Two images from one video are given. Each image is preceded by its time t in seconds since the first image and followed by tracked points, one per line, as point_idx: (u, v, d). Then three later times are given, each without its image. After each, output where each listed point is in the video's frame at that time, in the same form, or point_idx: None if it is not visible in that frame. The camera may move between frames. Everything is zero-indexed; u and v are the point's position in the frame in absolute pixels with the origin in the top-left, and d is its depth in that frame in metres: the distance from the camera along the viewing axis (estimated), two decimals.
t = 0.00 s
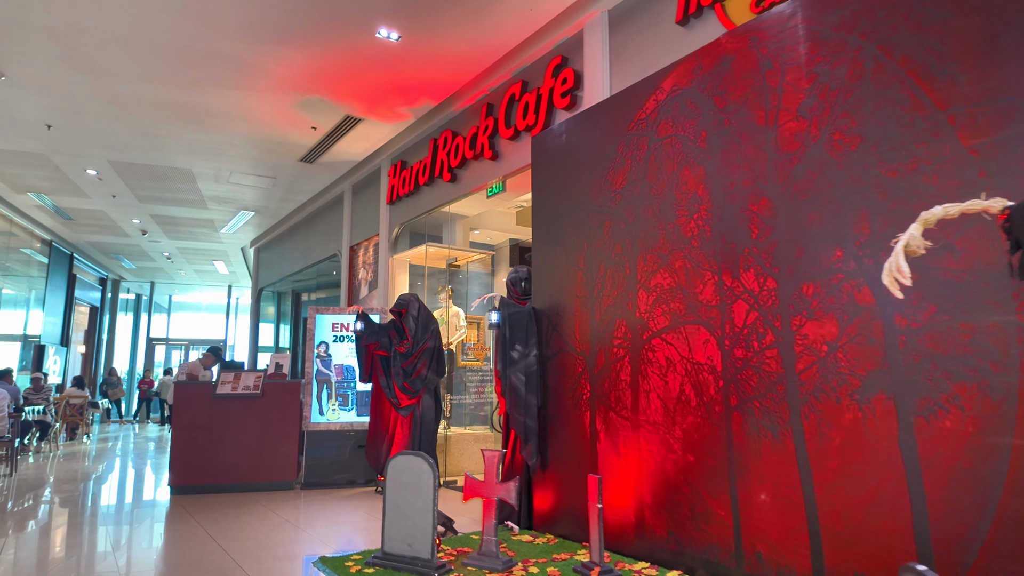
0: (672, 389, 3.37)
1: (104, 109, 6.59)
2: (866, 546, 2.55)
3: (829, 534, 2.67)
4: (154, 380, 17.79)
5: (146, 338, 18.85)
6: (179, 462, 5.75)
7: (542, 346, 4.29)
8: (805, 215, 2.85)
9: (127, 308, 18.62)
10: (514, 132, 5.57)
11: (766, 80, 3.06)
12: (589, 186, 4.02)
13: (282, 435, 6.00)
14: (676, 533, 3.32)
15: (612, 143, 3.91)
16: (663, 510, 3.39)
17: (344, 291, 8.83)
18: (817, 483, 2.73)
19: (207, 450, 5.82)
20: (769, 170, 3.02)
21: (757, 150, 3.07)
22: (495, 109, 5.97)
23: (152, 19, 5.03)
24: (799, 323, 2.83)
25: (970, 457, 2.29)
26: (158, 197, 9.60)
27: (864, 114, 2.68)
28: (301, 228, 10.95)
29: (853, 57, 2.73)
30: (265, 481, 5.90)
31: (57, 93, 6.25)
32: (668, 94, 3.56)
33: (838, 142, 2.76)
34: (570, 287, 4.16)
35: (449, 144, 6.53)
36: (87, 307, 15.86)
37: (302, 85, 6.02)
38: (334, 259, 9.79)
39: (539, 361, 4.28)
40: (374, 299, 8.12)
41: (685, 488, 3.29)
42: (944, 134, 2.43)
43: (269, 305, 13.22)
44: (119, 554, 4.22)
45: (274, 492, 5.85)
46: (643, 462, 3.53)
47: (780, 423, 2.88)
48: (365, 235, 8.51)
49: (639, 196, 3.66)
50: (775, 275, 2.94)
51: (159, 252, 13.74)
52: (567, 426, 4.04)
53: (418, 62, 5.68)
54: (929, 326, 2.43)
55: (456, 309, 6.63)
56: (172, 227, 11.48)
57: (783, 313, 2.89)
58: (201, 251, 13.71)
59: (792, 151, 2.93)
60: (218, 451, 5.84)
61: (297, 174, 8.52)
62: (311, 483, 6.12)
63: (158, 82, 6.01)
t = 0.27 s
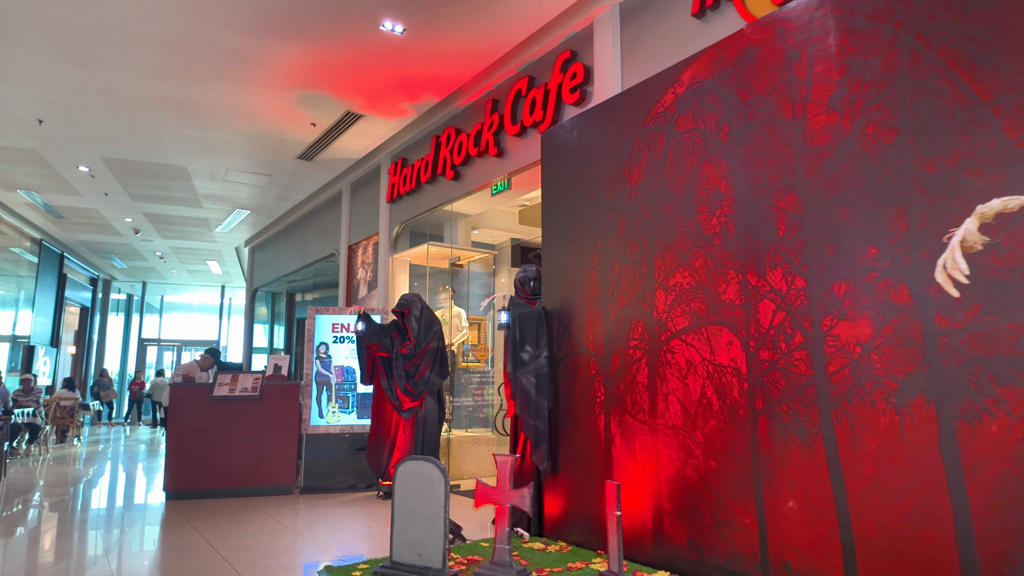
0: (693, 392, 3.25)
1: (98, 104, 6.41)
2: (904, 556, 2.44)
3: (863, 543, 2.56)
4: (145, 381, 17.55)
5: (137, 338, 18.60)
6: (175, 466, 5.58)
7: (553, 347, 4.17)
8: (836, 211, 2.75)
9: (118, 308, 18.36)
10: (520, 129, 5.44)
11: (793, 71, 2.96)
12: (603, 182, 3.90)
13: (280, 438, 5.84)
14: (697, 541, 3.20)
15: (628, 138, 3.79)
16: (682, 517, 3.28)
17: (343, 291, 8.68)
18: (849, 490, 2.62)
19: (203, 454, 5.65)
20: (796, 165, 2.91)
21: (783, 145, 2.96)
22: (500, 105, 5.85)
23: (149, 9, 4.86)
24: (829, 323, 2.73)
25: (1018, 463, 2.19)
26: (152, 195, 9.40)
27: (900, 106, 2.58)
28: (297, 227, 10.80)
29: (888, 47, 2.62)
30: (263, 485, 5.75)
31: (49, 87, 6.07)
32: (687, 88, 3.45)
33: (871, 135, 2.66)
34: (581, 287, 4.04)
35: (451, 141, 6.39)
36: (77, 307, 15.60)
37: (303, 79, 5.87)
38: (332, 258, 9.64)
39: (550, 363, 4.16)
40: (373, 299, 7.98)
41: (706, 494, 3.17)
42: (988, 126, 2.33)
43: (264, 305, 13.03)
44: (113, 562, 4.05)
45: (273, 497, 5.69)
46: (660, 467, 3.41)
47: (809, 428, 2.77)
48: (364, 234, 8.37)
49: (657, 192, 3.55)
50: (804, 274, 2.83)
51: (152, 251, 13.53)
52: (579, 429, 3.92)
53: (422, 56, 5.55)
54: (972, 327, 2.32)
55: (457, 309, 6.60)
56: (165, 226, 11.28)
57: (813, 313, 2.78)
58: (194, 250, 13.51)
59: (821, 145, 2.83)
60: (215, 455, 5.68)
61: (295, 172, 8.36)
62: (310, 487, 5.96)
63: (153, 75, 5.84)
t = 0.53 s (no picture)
0: (713, 392, 3.12)
1: (89, 97, 6.22)
2: (946, 565, 2.32)
3: (900, 551, 2.44)
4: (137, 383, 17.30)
5: (128, 339, 18.33)
6: (169, 470, 5.40)
7: (563, 346, 4.03)
8: (869, 203, 2.62)
9: (109, 309, 18.09)
10: (526, 123, 5.30)
11: (821, 57, 2.83)
12: (616, 175, 3.77)
13: (277, 441, 5.67)
14: (718, 548, 3.06)
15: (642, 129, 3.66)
16: (702, 523, 3.14)
17: (340, 290, 8.51)
18: (885, 494, 2.50)
19: (198, 457, 5.48)
20: (825, 154, 2.79)
21: (811, 134, 2.84)
22: (505, 99, 5.71)
23: None
24: (862, 320, 2.60)
25: None
26: (144, 192, 9.20)
27: (939, 92, 2.46)
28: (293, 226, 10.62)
29: (925, 31, 2.50)
30: (259, 489, 5.57)
31: (38, 79, 5.89)
32: (706, 76, 3.32)
33: (907, 123, 2.54)
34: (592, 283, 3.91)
35: (453, 136, 6.24)
36: (67, 307, 15.34)
37: (302, 71, 5.71)
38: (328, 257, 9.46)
39: (559, 363, 4.01)
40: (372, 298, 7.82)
41: (728, 500, 3.04)
42: None
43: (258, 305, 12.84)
44: (103, 569, 3.87)
45: (270, 502, 5.52)
46: (677, 470, 3.27)
47: (841, 429, 2.64)
48: (362, 232, 8.21)
49: (674, 185, 3.42)
50: (834, 269, 2.71)
51: (144, 250, 13.31)
52: (591, 431, 3.78)
53: (425, 48, 5.40)
54: (1019, 322, 2.20)
55: (456, 309, 6.54)
56: (158, 224, 11.07)
57: (844, 309, 2.66)
58: (187, 250, 13.29)
59: (852, 134, 2.70)
60: (210, 458, 5.50)
61: (292, 168, 8.19)
62: (308, 491, 5.79)
63: (147, 67, 5.67)
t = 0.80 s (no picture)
0: (739, 394, 2.98)
1: (81, 89, 6.03)
2: None
3: (945, 562, 2.29)
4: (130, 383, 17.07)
5: (122, 339, 18.08)
6: (163, 473, 5.21)
7: (575, 346, 3.87)
8: (909, 193, 2.48)
9: (102, 309, 17.85)
10: (533, 115, 5.15)
11: (855, 41, 2.69)
12: (631, 166, 3.62)
13: (276, 443, 5.50)
14: (744, 558, 2.92)
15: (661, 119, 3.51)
16: (727, 531, 2.99)
17: (338, 289, 8.33)
18: (928, 502, 2.36)
19: (193, 460, 5.30)
20: (861, 142, 2.64)
21: (845, 121, 2.69)
22: (510, 92, 5.55)
23: None
24: (902, 317, 2.47)
25: None
26: (138, 188, 9.00)
27: (986, 75, 2.32)
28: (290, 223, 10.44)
29: (971, 10, 2.36)
30: (257, 493, 5.40)
31: (28, 70, 5.70)
32: (729, 63, 3.18)
33: (951, 109, 2.39)
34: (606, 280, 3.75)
35: (456, 130, 6.08)
36: (59, 306, 15.09)
37: (301, 63, 5.54)
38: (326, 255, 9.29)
39: (572, 363, 3.86)
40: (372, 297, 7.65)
41: (756, 507, 2.89)
42: None
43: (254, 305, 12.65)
44: None
45: (269, 506, 5.35)
46: (700, 476, 3.13)
47: (879, 433, 2.50)
48: (361, 229, 8.04)
49: (695, 177, 3.27)
50: (871, 263, 2.57)
51: (138, 248, 13.10)
52: (606, 434, 3.62)
53: (429, 38, 5.23)
54: None
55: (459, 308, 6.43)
56: (152, 221, 10.86)
57: (882, 306, 2.52)
58: (181, 248, 13.08)
59: (890, 121, 2.55)
60: (206, 461, 5.32)
61: (289, 164, 8.01)
62: (307, 495, 5.62)
63: (141, 57, 5.48)
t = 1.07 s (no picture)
0: (769, 397, 2.85)
1: (79, 84, 5.89)
2: None
3: None
4: (128, 385, 16.91)
5: (120, 340, 17.92)
6: (164, 479, 5.07)
7: (592, 347, 3.73)
8: (955, 187, 2.35)
9: (100, 310, 17.70)
10: (544, 111, 5.01)
11: (896, 27, 2.56)
12: (652, 161, 3.49)
13: (279, 447, 5.37)
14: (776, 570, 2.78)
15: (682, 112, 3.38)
16: (756, 541, 2.86)
17: (341, 289, 8.20)
18: (978, 512, 2.23)
19: (194, 464, 5.16)
20: (901, 133, 2.51)
21: (884, 112, 2.57)
22: (520, 87, 5.42)
23: None
24: (948, 318, 2.34)
25: None
26: (137, 187, 8.85)
27: None
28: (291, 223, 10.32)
29: None
30: (260, 498, 5.26)
31: (25, 65, 5.55)
32: (757, 53, 3.05)
33: (1001, 97, 2.27)
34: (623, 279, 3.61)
35: (464, 127, 5.95)
36: (57, 308, 14.94)
37: (306, 57, 5.40)
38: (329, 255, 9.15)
39: (588, 365, 3.72)
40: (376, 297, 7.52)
41: (788, 516, 2.76)
42: None
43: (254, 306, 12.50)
44: None
45: (272, 512, 5.21)
46: (726, 483, 3.00)
47: (923, 439, 2.38)
48: (365, 229, 7.90)
49: (721, 171, 3.14)
50: (913, 261, 2.44)
51: (136, 249, 12.96)
52: (624, 439, 3.49)
53: (438, 32, 5.10)
54: None
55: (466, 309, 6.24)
56: (151, 221, 10.71)
57: (926, 306, 2.39)
58: (181, 248, 12.94)
59: (933, 110, 2.43)
60: (207, 465, 5.19)
61: (292, 162, 7.87)
62: (311, 501, 5.47)
63: (141, 51, 5.35)
